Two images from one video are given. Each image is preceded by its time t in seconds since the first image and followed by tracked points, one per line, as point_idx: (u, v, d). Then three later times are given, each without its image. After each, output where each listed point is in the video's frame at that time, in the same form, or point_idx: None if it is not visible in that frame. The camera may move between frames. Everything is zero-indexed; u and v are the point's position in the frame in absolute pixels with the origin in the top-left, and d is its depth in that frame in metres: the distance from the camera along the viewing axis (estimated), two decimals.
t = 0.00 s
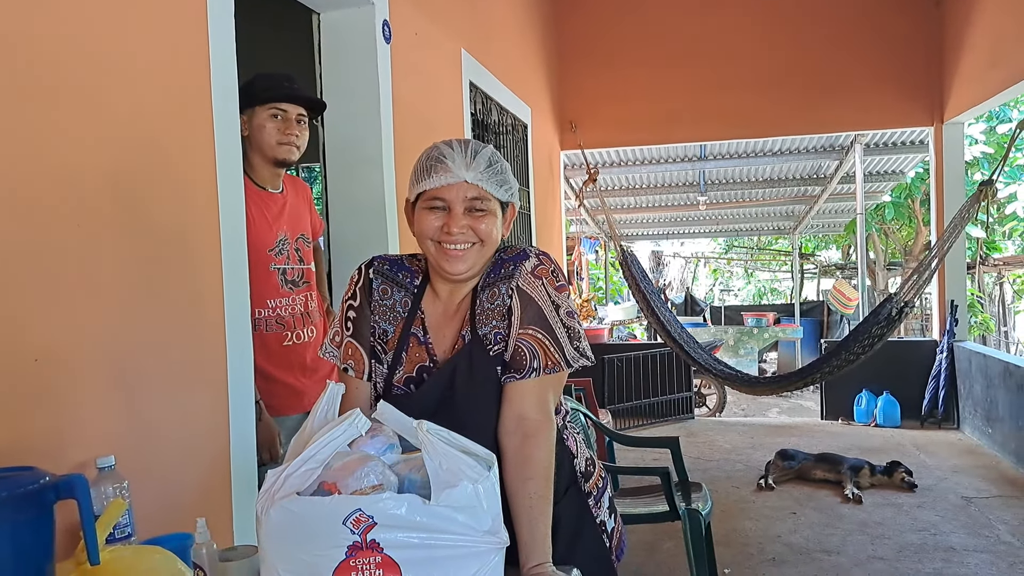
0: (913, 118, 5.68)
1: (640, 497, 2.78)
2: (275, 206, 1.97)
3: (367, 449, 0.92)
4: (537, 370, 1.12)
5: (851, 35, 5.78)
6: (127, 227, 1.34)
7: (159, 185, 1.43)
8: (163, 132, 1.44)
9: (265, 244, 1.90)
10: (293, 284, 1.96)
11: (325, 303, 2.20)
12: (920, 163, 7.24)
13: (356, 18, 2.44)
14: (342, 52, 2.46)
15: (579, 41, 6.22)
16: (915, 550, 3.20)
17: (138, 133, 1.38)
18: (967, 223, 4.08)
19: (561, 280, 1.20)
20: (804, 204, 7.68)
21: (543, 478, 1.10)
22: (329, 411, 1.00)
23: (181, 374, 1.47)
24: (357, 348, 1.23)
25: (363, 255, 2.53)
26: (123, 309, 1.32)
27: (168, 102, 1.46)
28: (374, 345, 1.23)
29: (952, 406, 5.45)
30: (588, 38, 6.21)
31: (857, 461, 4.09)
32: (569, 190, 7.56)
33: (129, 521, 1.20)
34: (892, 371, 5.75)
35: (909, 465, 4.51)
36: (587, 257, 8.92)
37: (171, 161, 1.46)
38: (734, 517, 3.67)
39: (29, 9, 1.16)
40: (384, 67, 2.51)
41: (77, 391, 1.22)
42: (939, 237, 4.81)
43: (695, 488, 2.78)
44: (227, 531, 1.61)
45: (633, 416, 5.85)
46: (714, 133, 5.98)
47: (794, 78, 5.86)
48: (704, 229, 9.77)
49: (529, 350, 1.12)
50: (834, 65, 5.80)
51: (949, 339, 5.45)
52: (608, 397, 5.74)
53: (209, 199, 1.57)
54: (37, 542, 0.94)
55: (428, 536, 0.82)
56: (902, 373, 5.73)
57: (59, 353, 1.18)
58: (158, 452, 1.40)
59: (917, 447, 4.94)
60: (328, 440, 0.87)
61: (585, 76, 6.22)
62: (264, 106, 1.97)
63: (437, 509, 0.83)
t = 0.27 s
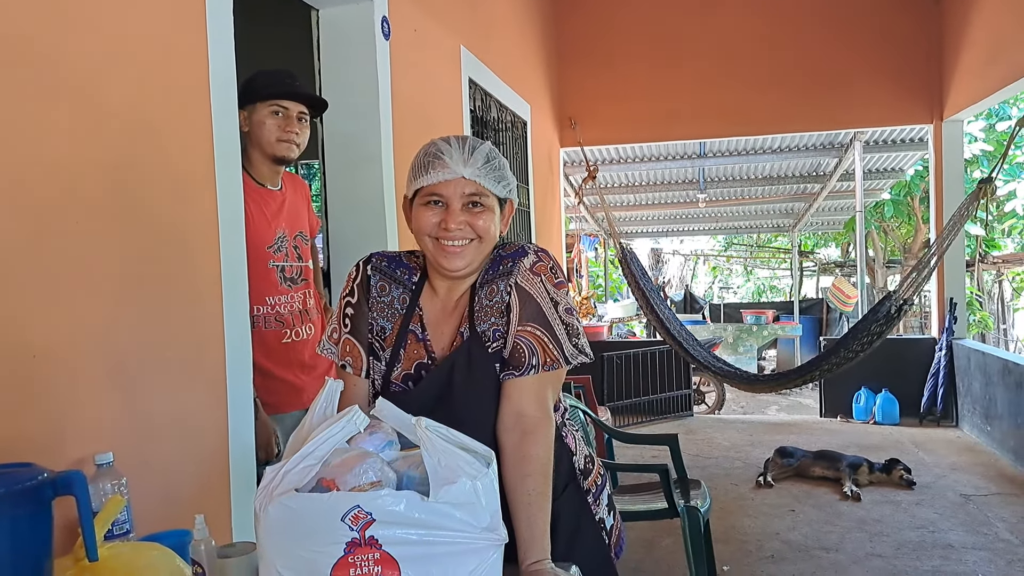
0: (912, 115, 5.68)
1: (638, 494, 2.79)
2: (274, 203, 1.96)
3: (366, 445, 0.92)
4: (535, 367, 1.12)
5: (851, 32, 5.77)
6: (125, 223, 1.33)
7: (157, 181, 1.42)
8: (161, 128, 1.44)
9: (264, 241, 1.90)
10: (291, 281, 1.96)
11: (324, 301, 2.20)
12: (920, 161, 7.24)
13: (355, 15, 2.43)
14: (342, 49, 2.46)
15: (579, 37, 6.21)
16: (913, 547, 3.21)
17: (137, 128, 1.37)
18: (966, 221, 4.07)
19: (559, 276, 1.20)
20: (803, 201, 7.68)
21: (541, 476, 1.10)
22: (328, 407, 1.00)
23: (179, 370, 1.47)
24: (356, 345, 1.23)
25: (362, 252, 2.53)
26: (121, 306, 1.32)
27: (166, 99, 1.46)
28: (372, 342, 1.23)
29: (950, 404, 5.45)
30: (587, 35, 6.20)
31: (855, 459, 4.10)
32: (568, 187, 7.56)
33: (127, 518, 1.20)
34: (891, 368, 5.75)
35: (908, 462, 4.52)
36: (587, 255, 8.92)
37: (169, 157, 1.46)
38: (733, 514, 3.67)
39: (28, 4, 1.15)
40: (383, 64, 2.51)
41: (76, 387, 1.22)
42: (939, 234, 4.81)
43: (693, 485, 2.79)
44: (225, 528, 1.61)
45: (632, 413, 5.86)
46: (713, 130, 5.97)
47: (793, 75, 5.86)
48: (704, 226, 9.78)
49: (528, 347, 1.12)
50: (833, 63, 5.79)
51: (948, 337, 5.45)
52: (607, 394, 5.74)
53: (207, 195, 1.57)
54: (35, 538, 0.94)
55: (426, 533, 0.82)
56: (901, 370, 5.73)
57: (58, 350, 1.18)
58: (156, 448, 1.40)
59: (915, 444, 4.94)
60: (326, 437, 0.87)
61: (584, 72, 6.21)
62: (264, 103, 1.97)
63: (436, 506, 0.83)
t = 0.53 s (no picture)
0: (912, 113, 5.67)
1: (637, 492, 2.79)
2: (273, 201, 1.96)
3: (365, 445, 0.92)
4: (534, 367, 1.12)
5: (851, 30, 5.76)
6: (125, 222, 1.33)
7: (156, 180, 1.42)
8: (161, 127, 1.44)
9: (263, 239, 1.90)
10: (290, 280, 1.96)
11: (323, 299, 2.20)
12: (919, 159, 7.24)
13: (355, 13, 2.43)
14: (341, 47, 2.46)
15: (579, 34, 6.21)
16: (912, 545, 3.21)
17: (136, 127, 1.37)
18: (965, 219, 4.07)
19: (558, 275, 1.20)
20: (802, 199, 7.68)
21: (540, 475, 1.10)
22: (327, 407, 1.00)
23: (179, 369, 1.47)
24: (355, 344, 1.23)
25: (362, 250, 2.53)
26: (120, 305, 1.32)
27: (166, 98, 1.46)
28: (370, 341, 1.23)
29: (949, 402, 5.46)
30: (587, 32, 6.19)
31: (854, 456, 4.10)
32: (568, 184, 7.56)
33: (127, 516, 1.20)
34: (890, 366, 5.76)
35: (906, 460, 4.52)
36: (586, 252, 8.92)
37: (168, 155, 1.46)
38: (732, 512, 3.68)
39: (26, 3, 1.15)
40: (382, 62, 2.50)
41: (76, 386, 1.22)
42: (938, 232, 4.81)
43: (692, 483, 2.79)
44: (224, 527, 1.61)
45: (631, 411, 5.86)
46: (713, 128, 5.97)
47: (793, 73, 5.85)
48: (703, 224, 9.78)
49: (526, 346, 1.12)
50: (833, 60, 5.79)
51: (947, 335, 5.46)
52: (606, 392, 5.75)
53: (207, 194, 1.57)
54: (35, 537, 0.94)
55: (425, 533, 0.82)
56: (900, 368, 5.74)
57: (57, 349, 1.18)
58: (155, 447, 1.40)
59: (914, 442, 4.94)
60: (326, 437, 0.87)
61: (584, 70, 6.21)
62: (264, 101, 1.97)
63: (435, 506, 0.83)
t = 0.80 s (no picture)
0: (913, 109, 5.66)
1: (636, 488, 2.79)
2: (272, 196, 1.95)
3: (362, 441, 0.92)
4: (532, 362, 1.12)
5: (853, 25, 5.74)
6: (122, 217, 1.33)
7: (154, 174, 1.41)
8: (158, 121, 1.43)
9: (261, 235, 1.89)
10: (288, 276, 1.95)
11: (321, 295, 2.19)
12: (920, 155, 7.23)
13: (355, 7, 2.42)
14: (340, 41, 2.45)
15: (580, 30, 6.19)
16: (911, 541, 3.21)
17: (133, 121, 1.36)
18: (965, 215, 4.07)
19: (557, 270, 1.20)
20: (803, 195, 7.67)
21: (538, 471, 1.10)
22: (325, 403, 1.00)
23: (177, 364, 1.46)
24: (352, 340, 1.22)
25: (361, 246, 2.53)
26: (117, 299, 1.31)
27: (165, 93, 1.45)
28: (368, 337, 1.22)
29: (949, 398, 5.46)
30: (588, 27, 6.17)
31: (853, 452, 4.10)
32: (568, 180, 7.55)
33: (124, 512, 1.20)
34: (890, 362, 5.76)
35: (905, 456, 4.52)
36: (586, 248, 8.91)
37: (165, 149, 1.45)
38: (731, 508, 3.68)
39: None
40: (382, 57, 2.49)
41: (73, 382, 1.21)
42: (938, 228, 4.80)
43: (692, 479, 2.79)
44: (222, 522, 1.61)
45: (631, 406, 5.87)
46: (713, 123, 5.96)
47: (794, 68, 5.84)
48: (704, 220, 9.77)
49: (524, 342, 1.12)
50: (835, 56, 5.77)
51: (947, 331, 5.45)
52: (606, 388, 5.75)
53: (203, 188, 1.56)
54: (31, 532, 0.94)
55: (422, 529, 0.82)
56: (899, 364, 5.74)
57: (52, 344, 1.18)
58: (153, 442, 1.40)
59: (914, 438, 4.94)
60: (323, 432, 0.87)
61: (585, 65, 6.19)
62: (264, 97, 1.96)
63: (431, 502, 0.83)
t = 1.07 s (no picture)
0: (912, 107, 5.66)
1: (634, 485, 2.79)
2: (269, 195, 1.95)
3: (357, 440, 0.92)
4: (529, 360, 1.12)
5: (852, 22, 5.73)
6: (118, 214, 1.32)
7: (149, 172, 1.41)
8: (153, 118, 1.42)
9: (257, 234, 1.89)
10: (284, 274, 1.95)
11: (319, 293, 2.19)
12: (918, 152, 7.22)
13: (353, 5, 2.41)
14: (338, 39, 2.44)
15: (579, 26, 6.18)
16: (908, 538, 3.22)
17: (129, 118, 1.36)
18: (963, 212, 4.07)
19: (554, 269, 1.20)
20: (801, 192, 7.67)
21: (534, 470, 1.10)
22: (321, 401, 1.00)
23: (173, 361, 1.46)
24: (349, 338, 1.22)
25: (359, 243, 2.53)
26: (113, 297, 1.31)
27: (161, 90, 1.45)
28: (365, 335, 1.22)
29: (947, 395, 5.47)
30: (586, 24, 6.16)
31: (851, 450, 4.11)
32: (567, 177, 7.54)
33: (120, 510, 1.20)
34: (888, 359, 5.77)
35: (903, 453, 4.53)
36: (585, 245, 8.91)
37: (161, 147, 1.44)
38: (729, 505, 3.69)
39: None
40: (380, 54, 2.49)
41: (68, 381, 1.21)
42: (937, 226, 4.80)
43: (689, 476, 2.80)
44: (219, 519, 1.61)
45: (629, 403, 5.87)
46: (712, 121, 5.95)
47: (793, 65, 5.83)
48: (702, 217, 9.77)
49: (521, 340, 1.11)
50: (834, 53, 5.76)
51: (945, 328, 5.46)
52: (604, 385, 5.75)
53: (200, 186, 1.56)
54: (27, 530, 0.94)
55: (417, 527, 0.82)
56: (897, 362, 5.75)
57: (48, 342, 1.17)
58: (150, 441, 1.40)
59: (912, 435, 4.95)
60: (317, 432, 0.87)
61: (583, 62, 6.18)
62: (263, 96, 1.96)
63: (426, 500, 0.83)
